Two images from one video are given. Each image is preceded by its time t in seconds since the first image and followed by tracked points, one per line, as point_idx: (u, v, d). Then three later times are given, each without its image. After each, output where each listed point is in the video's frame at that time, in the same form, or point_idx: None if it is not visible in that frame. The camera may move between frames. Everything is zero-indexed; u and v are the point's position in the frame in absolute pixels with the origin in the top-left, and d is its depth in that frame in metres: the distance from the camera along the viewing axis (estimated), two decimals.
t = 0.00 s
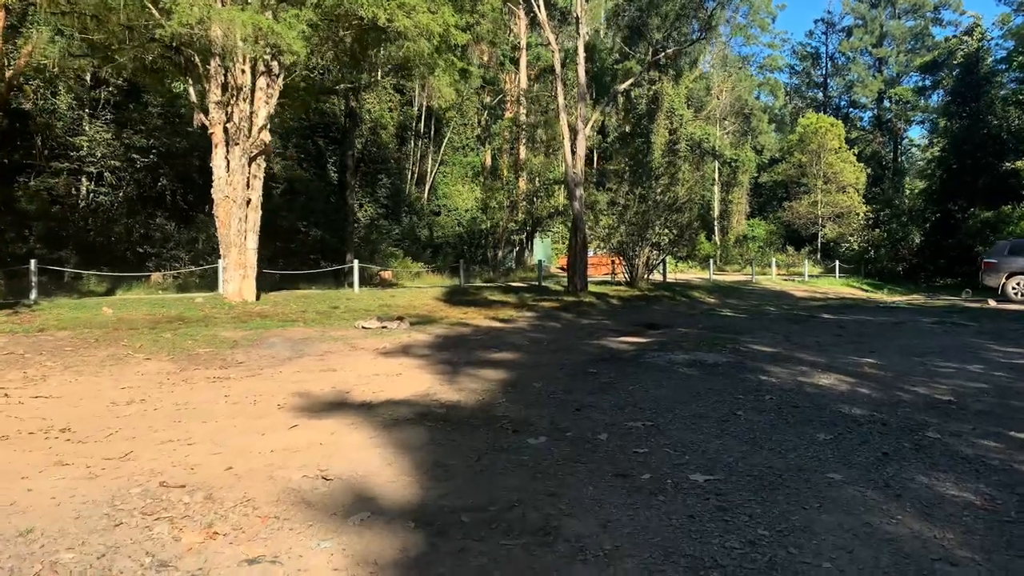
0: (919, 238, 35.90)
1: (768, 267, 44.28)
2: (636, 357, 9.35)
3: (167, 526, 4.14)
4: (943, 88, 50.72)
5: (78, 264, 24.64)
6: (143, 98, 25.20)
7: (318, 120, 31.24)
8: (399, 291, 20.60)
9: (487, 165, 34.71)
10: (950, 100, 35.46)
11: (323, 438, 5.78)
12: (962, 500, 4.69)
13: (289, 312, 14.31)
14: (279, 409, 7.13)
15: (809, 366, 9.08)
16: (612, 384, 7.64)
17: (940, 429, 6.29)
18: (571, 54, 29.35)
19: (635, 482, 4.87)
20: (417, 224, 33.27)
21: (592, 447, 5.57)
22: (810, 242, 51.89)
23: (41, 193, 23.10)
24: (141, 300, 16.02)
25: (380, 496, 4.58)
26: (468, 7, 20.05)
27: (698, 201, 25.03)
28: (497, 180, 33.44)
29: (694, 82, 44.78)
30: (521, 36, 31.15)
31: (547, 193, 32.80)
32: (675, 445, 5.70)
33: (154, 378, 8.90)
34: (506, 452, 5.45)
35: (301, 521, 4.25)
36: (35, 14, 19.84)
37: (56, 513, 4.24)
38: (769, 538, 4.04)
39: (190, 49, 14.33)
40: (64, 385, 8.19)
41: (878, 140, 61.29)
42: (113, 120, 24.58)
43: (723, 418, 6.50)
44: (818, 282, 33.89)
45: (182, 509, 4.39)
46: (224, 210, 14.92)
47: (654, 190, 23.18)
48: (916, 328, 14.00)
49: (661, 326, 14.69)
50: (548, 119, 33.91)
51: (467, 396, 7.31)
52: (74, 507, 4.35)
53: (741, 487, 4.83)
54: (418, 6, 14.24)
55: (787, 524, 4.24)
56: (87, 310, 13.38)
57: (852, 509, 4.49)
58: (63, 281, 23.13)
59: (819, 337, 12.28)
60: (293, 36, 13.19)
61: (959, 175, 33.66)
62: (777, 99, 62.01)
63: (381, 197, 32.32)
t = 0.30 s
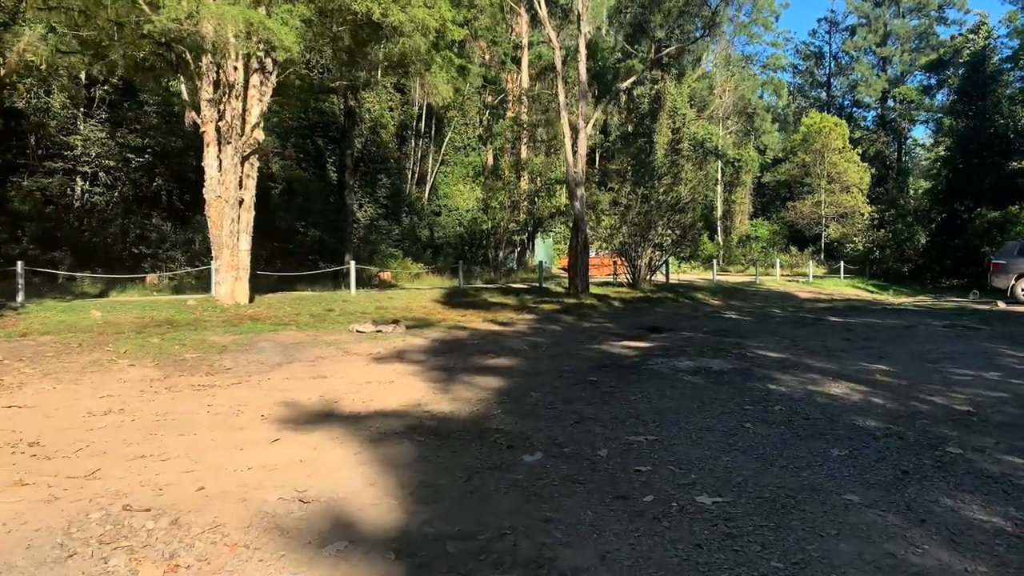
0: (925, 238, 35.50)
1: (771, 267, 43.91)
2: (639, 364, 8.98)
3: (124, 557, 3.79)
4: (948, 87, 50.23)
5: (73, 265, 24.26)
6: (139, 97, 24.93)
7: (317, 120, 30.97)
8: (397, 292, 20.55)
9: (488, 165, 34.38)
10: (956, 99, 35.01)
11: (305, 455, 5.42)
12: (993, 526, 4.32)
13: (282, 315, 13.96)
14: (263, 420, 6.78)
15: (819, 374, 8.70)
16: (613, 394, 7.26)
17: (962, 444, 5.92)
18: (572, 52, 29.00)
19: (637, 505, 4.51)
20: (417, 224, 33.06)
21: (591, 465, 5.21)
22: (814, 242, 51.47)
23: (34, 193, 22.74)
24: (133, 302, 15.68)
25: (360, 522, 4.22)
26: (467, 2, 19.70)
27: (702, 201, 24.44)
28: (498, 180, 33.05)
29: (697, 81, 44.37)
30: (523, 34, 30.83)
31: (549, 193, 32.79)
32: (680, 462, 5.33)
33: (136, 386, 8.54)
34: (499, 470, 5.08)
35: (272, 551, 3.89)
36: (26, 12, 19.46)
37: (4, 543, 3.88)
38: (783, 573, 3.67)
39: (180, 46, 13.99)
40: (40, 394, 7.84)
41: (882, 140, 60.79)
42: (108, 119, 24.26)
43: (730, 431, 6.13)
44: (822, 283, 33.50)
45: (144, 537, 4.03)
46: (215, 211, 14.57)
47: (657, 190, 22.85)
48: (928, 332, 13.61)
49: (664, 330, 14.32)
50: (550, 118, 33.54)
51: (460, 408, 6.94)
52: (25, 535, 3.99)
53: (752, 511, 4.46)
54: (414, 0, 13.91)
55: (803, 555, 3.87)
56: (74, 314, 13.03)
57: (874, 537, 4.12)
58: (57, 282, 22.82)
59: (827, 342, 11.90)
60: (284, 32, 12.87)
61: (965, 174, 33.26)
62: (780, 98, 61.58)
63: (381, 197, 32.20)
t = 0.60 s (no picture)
0: (931, 237, 35.13)
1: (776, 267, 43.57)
2: (641, 366, 8.62)
3: None
4: (955, 85, 49.76)
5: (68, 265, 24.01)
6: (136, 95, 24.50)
7: (317, 117, 30.38)
8: (396, 293, 19.80)
9: (491, 164, 34.13)
10: (963, 96, 34.51)
11: (281, 464, 5.08)
12: None
13: (275, 315, 13.65)
14: (243, 425, 6.44)
15: (828, 376, 8.34)
16: (612, 398, 6.91)
17: (983, 451, 5.56)
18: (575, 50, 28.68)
19: (636, 521, 4.16)
20: (419, 223, 32.33)
21: (587, 475, 4.86)
22: (818, 242, 51.05)
23: (30, 191, 22.51)
24: (125, 301, 15.37)
25: (333, 541, 3.88)
26: None
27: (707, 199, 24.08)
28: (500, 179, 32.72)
29: (700, 79, 43.97)
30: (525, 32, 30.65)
31: (551, 191, 32.78)
32: (683, 472, 4.98)
33: (117, 389, 8.21)
34: (488, 481, 4.74)
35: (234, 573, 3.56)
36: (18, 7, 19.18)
37: None
38: None
39: (172, 39, 13.72)
40: (15, 398, 7.52)
41: (888, 138, 60.32)
42: (104, 117, 23.94)
43: (736, 438, 5.78)
44: (827, 283, 33.13)
45: (97, 557, 3.69)
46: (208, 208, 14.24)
47: (660, 187, 22.57)
48: (938, 333, 13.23)
49: (668, 330, 13.95)
50: (552, 116, 33.19)
51: (451, 412, 6.59)
52: None
53: (761, 528, 4.10)
54: None
55: None
56: (62, 313, 12.73)
57: (894, 558, 3.76)
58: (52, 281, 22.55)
59: (836, 342, 11.53)
60: (277, 24, 12.59)
61: (972, 173, 32.83)
62: (785, 97, 61.20)
63: (381, 196, 31.27)
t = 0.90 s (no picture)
0: (942, 238, 34.68)
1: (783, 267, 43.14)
2: (645, 375, 8.24)
3: None
4: (966, 83, 49.18)
5: (67, 266, 23.54)
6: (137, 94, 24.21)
7: (321, 118, 30.26)
8: (395, 295, 19.12)
9: (497, 164, 33.81)
10: (975, 95, 34.02)
11: (258, 487, 4.73)
12: None
13: (271, 319, 13.32)
14: (224, 440, 6.09)
15: (843, 386, 7.95)
16: (615, 410, 6.54)
17: (1014, 472, 5.17)
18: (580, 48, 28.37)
19: (638, 554, 3.79)
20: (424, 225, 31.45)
21: (586, 500, 4.49)
22: (826, 242, 50.51)
23: (28, 192, 22.20)
24: (120, 304, 15.07)
25: None
26: None
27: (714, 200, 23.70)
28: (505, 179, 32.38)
29: (707, 78, 43.51)
30: (530, 31, 30.28)
31: (556, 192, 31.78)
32: (690, 497, 4.61)
33: (100, 398, 7.89)
34: (479, 507, 4.38)
35: None
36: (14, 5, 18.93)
37: None
38: None
39: (167, 37, 13.41)
40: None
41: (896, 138, 59.79)
42: (104, 117, 23.72)
43: (745, 457, 5.41)
44: (836, 284, 32.69)
45: None
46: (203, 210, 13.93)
47: (667, 188, 22.22)
48: (954, 338, 12.82)
49: (674, 335, 13.57)
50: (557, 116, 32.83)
51: (445, 426, 6.22)
52: None
53: (776, 563, 3.74)
54: None
55: None
56: (53, 318, 12.41)
57: None
58: (50, 283, 22.29)
59: (848, 349, 11.12)
60: (270, 19, 12.23)
61: (983, 172, 32.29)
62: (792, 96, 60.76)
63: (385, 197, 31.01)
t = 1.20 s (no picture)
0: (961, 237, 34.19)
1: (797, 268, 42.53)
2: (657, 380, 7.84)
3: None
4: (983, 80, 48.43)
5: (72, 265, 23.15)
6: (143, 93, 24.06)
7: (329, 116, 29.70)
8: (402, 296, 18.92)
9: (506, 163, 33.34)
10: (993, 91, 33.42)
11: (237, 506, 4.34)
12: None
13: (272, 319, 12.97)
14: (207, 450, 5.70)
15: (867, 392, 7.50)
16: (625, 419, 6.12)
17: None
18: (590, 44, 27.95)
19: None
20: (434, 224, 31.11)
21: (594, 522, 4.08)
22: (839, 241, 49.91)
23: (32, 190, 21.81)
24: (118, 304, 14.74)
25: None
26: None
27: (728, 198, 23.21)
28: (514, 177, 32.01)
29: (719, 76, 42.96)
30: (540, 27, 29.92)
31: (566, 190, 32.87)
32: (709, 518, 4.19)
33: (84, 403, 7.52)
34: (475, 531, 3.97)
35: None
36: None
37: None
38: None
39: (166, 31, 13.08)
40: None
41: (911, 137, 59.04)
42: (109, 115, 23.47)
43: (767, 471, 4.98)
44: (851, 284, 32.14)
45: None
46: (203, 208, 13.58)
47: (679, 185, 21.74)
48: (979, 340, 12.34)
49: (687, 337, 13.14)
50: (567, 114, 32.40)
51: (443, 436, 5.82)
52: None
53: None
54: None
55: None
56: (50, 317, 12.11)
57: None
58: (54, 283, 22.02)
59: (869, 351, 10.66)
60: (270, 9, 11.84)
61: (1002, 170, 31.65)
62: (805, 94, 60.09)
63: (394, 196, 29.90)
